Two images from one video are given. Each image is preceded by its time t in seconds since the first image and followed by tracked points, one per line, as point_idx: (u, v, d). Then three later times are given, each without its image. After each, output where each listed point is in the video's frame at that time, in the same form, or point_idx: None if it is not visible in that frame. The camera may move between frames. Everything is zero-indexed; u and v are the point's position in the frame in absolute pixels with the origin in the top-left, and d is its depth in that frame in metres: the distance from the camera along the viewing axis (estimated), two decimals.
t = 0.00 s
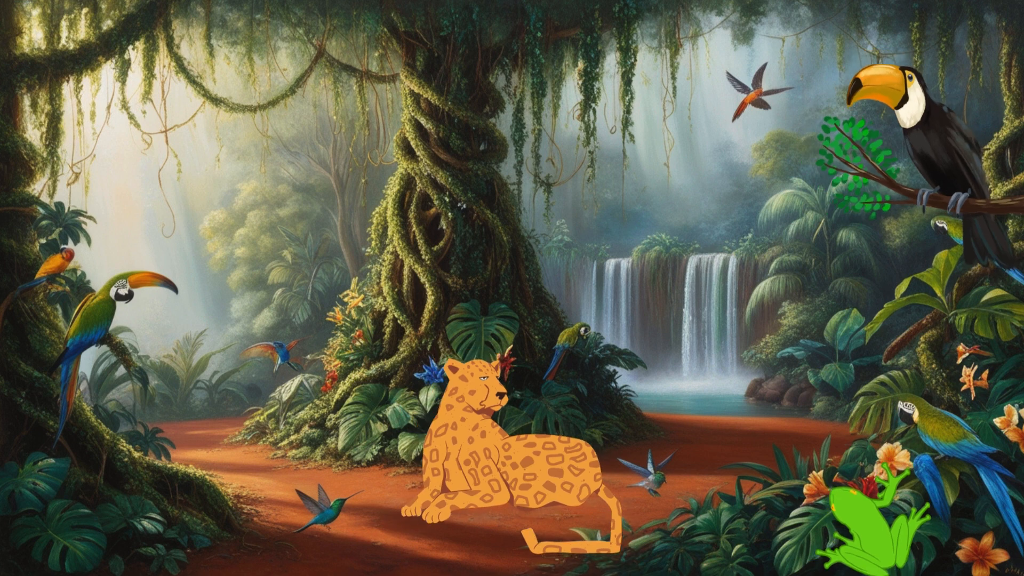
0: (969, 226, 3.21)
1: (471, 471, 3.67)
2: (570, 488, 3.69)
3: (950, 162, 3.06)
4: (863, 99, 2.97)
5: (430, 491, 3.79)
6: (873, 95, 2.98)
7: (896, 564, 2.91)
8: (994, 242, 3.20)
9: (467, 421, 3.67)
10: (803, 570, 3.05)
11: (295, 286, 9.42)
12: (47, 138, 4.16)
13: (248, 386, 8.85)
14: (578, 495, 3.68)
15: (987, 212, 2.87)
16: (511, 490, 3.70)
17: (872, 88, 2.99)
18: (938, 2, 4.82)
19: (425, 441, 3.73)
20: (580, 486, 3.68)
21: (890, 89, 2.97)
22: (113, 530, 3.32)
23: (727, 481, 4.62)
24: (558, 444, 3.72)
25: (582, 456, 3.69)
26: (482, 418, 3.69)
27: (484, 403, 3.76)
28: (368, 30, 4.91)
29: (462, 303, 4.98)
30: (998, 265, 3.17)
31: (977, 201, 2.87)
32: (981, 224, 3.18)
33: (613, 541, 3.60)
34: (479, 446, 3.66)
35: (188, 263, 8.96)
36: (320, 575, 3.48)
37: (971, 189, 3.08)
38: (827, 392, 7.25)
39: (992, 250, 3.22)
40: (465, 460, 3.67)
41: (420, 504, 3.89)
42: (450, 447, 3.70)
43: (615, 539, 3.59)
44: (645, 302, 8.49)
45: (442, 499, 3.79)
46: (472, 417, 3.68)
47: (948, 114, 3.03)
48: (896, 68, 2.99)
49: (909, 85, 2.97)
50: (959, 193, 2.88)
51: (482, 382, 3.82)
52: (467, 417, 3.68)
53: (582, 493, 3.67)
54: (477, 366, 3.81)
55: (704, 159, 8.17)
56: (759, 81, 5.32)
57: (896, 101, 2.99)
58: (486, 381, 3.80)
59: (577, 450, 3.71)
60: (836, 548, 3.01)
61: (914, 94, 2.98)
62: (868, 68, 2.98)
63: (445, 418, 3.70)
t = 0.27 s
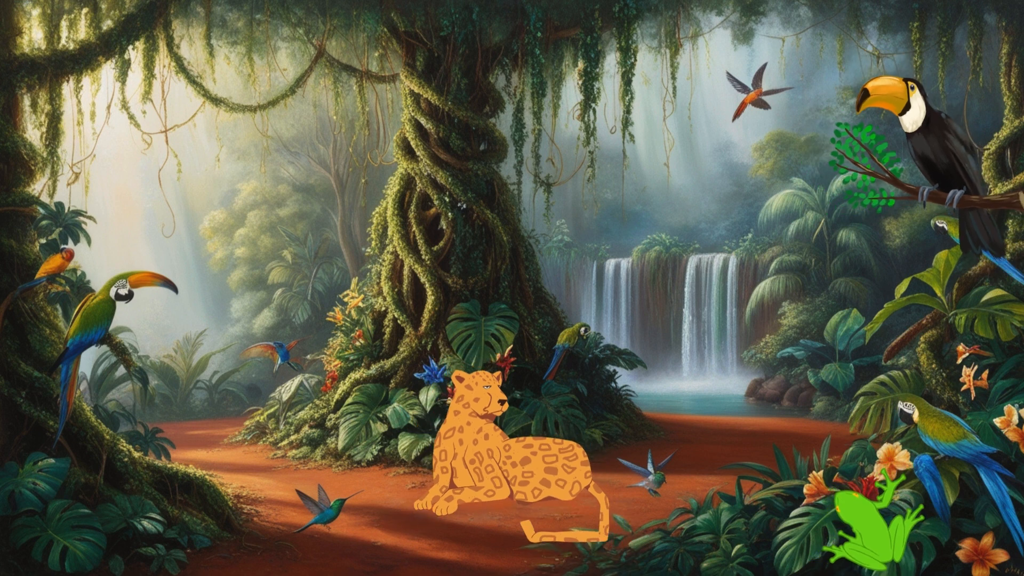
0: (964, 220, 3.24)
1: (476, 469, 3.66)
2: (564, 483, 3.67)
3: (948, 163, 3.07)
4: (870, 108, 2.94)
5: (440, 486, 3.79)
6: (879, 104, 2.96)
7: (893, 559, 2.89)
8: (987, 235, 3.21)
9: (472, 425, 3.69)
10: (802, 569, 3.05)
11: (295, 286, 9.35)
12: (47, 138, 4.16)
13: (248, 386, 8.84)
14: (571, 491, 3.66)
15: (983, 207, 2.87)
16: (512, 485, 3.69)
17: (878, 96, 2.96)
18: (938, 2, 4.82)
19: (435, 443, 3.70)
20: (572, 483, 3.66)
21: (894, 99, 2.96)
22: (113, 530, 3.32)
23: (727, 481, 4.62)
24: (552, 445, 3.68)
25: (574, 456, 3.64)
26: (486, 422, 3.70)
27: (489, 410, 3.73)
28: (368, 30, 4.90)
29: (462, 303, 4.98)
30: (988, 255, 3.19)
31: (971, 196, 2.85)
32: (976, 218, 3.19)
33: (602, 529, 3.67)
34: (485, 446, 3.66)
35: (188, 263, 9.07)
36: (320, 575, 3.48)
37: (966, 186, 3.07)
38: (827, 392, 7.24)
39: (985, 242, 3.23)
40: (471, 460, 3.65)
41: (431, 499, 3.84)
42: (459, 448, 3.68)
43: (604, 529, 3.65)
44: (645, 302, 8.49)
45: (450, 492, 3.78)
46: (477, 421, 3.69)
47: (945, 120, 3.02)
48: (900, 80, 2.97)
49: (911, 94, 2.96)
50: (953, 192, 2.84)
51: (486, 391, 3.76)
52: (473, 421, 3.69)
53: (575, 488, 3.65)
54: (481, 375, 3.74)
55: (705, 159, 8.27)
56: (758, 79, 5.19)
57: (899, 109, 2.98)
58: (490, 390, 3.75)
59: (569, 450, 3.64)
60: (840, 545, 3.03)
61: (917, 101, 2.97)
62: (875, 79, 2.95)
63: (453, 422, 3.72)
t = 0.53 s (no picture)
0: (970, 226, 3.22)
1: (471, 472, 3.67)
2: (573, 488, 3.66)
3: (951, 161, 3.07)
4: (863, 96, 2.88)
5: (428, 491, 3.76)
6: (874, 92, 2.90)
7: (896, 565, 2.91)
8: (995, 244, 3.19)
9: (466, 419, 3.66)
10: (802, 570, 3.05)
11: (295, 286, 9.43)
12: (47, 138, 4.16)
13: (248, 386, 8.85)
14: (581, 496, 3.65)
15: (988, 213, 2.86)
16: (511, 490, 3.68)
17: (871, 85, 2.90)
18: (938, 2, 4.82)
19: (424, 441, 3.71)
20: (582, 487, 3.65)
21: (889, 87, 2.91)
22: (113, 530, 3.32)
23: (727, 482, 4.62)
24: (560, 443, 3.66)
25: (584, 456, 3.63)
26: (481, 417, 3.67)
27: (484, 402, 3.69)
28: (368, 30, 4.90)
29: (462, 303, 4.98)
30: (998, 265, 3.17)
31: (978, 201, 2.85)
32: (983, 225, 3.18)
33: (618, 543, 3.52)
34: (479, 445, 3.65)
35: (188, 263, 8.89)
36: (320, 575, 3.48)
37: (973, 189, 3.10)
38: (827, 392, 7.25)
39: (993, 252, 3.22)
40: (464, 460, 3.66)
41: (418, 504, 3.85)
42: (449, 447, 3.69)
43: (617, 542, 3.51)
44: (645, 301, 8.50)
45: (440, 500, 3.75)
46: (471, 416, 3.66)
47: (948, 112, 3.04)
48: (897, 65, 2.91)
49: (908, 82, 2.93)
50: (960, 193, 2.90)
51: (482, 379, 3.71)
52: (466, 416, 3.66)
53: (585, 493, 3.64)
54: (477, 363, 3.70)
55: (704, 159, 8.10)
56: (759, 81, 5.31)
57: (895, 99, 2.94)
58: (486, 379, 3.70)
59: (579, 449, 3.64)
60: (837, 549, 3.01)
61: (913, 92, 2.95)
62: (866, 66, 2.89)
63: (443, 417, 3.68)
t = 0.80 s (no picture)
0: (972, 228, 3.25)
1: (469, 472, 3.65)
2: (575, 490, 3.62)
3: (952, 161, 3.07)
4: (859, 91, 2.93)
5: (424, 492, 3.73)
6: (871, 90, 2.96)
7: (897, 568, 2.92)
8: (999, 249, 3.21)
9: (463, 418, 3.66)
10: (802, 570, 3.06)
11: (295, 286, 9.44)
12: (47, 138, 4.16)
13: (248, 386, 8.85)
14: (582, 498, 3.60)
15: (990, 214, 2.89)
16: (511, 492, 3.67)
17: (869, 82, 2.96)
18: (938, 2, 4.82)
19: (420, 440, 3.72)
20: (585, 489, 3.61)
21: (887, 84, 2.96)
22: (113, 530, 3.32)
23: (727, 482, 4.62)
24: (561, 443, 3.65)
25: (587, 456, 3.60)
26: (479, 415, 3.67)
27: (482, 399, 3.73)
28: (368, 30, 4.90)
29: (462, 303, 4.98)
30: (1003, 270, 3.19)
31: (980, 203, 2.86)
32: (984, 228, 3.21)
33: (622, 547, 3.44)
34: (477, 445, 3.65)
35: (189, 263, 8.82)
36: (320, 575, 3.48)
37: (976, 190, 3.12)
38: (827, 392, 7.25)
39: (997, 256, 3.24)
40: (461, 460, 3.65)
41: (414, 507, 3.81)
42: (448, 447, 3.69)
43: (622, 546, 3.43)
44: (645, 301, 8.50)
45: (437, 501, 3.72)
46: (469, 414, 3.67)
47: (948, 109, 3.03)
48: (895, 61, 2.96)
49: (907, 78, 2.95)
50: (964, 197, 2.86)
51: (481, 378, 3.78)
52: (464, 414, 3.67)
53: (587, 496, 3.59)
54: (475, 359, 3.79)
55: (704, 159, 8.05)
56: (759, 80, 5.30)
57: (893, 96, 2.98)
58: (485, 375, 3.77)
59: (581, 449, 3.61)
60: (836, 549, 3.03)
61: (912, 88, 2.98)
62: (864, 60, 2.95)
63: (441, 415, 3.68)
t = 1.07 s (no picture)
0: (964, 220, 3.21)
1: (476, 468, 3.67)
2: (566, 484, 3.67)
3: (949, 163, 3.07)
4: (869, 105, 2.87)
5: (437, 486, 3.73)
6: (878, 102, 2.90)
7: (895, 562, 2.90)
8: (988, 236, 3.17)
9: (471, 424, 3.69)
10: (802, 569, 3.06)
11: (295, 286, 9.37)
12: (47, 138, 4.16)
13: (248, 386, 8.84)
14: (572, 491, 3.65)
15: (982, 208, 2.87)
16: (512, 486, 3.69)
17: (877, 95, 2.90)
18: (938, 2, 4.82)
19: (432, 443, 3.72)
20: (574, 483, 3.65)
21: (893, 96, 2.92)
22: (113, 530, 3.32)
23: (727, 481, 4.62)
24: (554, 446, 3.69)
25: (576, 455, 3.64)
26: (485, 420, 3.70)
27: (487, 408, 3.73)
28: (368, 30, 4.90)
29: (462, 303, 4.98)
30: (990, 257, 3.16)
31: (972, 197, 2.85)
32: (976, 219, 3.16)
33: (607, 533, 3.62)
34: (483, 446, 3.66)
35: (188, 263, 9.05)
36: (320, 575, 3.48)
37: (967, 186, 3.07)
38: (827, 392, 7.25)
39: (987, 244, 3.20)
40: (470, 460, 3.67)
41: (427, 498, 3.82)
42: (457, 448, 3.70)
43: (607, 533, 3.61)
44: (645, 301, 8.50)
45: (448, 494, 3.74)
46: (475, 420, 3.70)
47: (946, 118, 3.02)
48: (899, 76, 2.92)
49: (912, 91, 2.92)
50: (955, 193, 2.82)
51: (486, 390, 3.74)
52: (471, 420, 3.70)
53: (577, 489, 3.64)
54: (481, 372, 3.73)
55: (705, 159, 8.24)
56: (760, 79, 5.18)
57: (899, 107, 2.95)
58: (489, 388, 3.73)
59: (571, 450, 3.65)
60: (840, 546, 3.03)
61: (917, 100, 2.95)
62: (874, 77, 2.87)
63: (451, 421, 3.73)
